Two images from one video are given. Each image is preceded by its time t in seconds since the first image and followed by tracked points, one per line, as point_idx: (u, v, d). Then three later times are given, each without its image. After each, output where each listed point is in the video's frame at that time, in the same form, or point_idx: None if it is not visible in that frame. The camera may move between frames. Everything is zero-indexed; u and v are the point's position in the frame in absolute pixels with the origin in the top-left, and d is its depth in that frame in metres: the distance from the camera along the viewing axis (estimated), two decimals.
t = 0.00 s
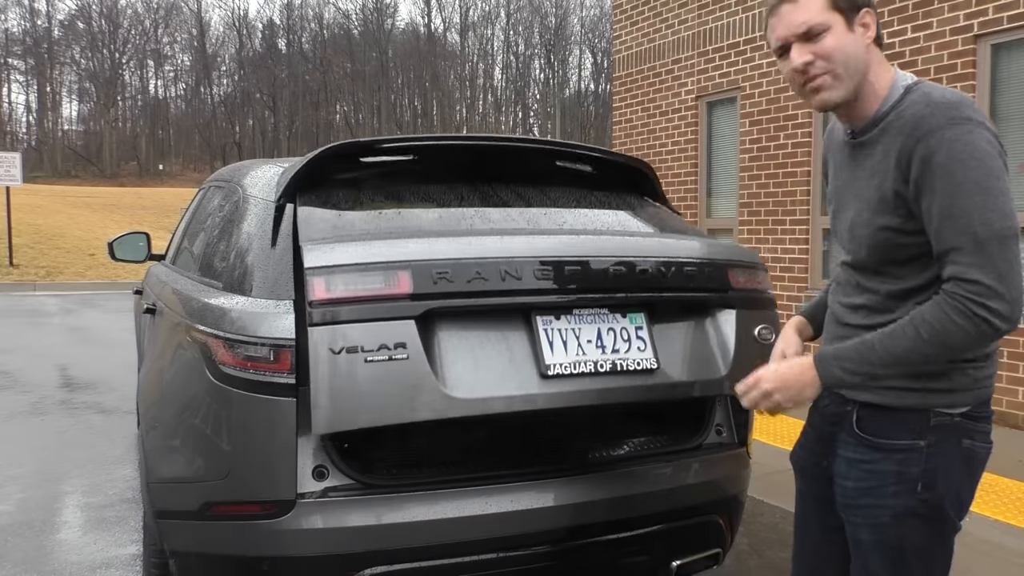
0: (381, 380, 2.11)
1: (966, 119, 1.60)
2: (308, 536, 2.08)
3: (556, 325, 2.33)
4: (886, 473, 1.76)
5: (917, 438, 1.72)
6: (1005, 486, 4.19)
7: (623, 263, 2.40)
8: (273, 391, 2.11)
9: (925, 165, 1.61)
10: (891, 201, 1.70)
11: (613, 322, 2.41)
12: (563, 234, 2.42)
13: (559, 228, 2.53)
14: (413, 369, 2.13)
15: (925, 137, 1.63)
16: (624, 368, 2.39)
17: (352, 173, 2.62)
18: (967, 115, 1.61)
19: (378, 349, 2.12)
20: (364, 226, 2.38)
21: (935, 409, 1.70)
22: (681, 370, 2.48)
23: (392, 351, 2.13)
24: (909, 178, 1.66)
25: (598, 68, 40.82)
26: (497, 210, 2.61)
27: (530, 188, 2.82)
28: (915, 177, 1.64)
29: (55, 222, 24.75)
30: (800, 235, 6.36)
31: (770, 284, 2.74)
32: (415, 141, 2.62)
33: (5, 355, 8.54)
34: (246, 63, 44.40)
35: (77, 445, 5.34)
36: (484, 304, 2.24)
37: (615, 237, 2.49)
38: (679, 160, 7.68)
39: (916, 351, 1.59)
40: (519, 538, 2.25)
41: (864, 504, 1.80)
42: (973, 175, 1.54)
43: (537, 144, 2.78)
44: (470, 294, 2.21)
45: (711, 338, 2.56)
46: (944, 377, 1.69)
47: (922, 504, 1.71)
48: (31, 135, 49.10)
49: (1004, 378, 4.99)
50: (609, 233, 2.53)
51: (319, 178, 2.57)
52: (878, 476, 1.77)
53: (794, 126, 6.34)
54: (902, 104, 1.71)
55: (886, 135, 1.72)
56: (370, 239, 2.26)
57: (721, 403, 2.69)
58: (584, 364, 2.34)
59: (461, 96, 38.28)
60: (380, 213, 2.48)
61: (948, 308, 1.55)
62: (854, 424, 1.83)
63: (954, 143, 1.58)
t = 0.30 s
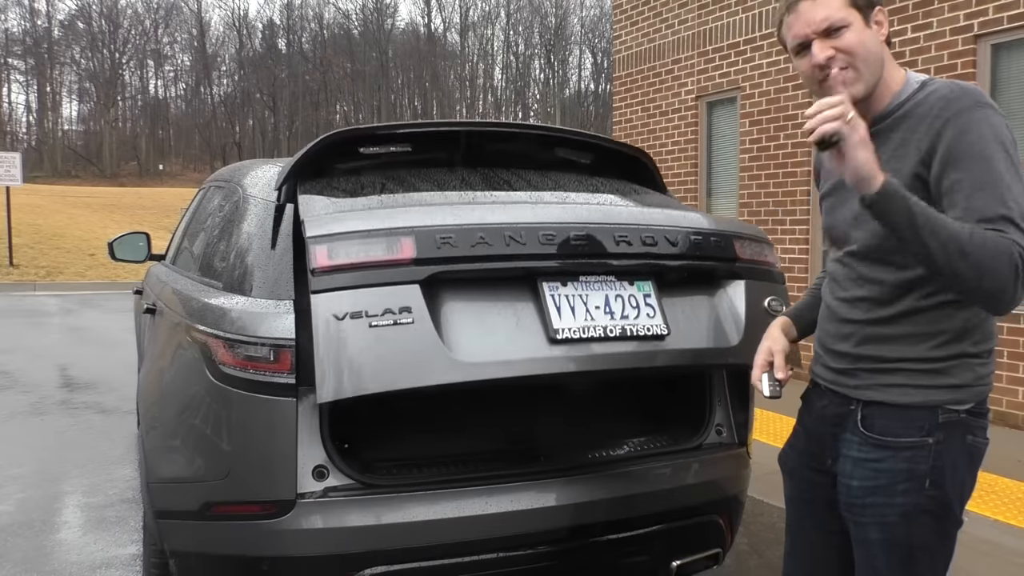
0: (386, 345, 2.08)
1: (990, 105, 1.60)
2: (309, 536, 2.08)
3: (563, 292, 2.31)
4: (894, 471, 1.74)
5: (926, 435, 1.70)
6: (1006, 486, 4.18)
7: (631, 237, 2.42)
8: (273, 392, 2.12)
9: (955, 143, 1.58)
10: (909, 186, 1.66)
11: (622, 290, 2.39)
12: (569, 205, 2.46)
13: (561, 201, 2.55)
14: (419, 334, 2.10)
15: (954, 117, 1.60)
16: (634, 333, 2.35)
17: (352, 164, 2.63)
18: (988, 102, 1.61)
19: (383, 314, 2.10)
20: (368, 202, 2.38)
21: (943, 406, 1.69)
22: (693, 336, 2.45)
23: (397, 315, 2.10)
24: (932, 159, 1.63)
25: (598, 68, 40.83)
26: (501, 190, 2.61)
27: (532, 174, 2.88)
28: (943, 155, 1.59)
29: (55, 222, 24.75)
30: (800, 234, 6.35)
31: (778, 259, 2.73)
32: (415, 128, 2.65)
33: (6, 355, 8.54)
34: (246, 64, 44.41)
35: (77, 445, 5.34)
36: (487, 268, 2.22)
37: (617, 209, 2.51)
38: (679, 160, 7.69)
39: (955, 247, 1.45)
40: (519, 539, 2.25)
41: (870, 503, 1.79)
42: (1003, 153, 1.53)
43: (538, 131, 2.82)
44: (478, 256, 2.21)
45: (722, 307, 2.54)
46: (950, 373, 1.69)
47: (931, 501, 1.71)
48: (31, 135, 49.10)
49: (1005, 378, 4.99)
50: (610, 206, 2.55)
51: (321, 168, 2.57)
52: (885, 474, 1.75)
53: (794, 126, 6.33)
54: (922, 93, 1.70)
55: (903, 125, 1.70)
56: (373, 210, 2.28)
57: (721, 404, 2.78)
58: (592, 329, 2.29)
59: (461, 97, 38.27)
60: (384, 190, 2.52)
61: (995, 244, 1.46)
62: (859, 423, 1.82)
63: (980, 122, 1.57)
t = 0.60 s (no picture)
0: (387, 307, 2.01)
1: (994, 105, 1.60)
2: (308, 536, 2.08)
3: (568, 256, 2.24)
4: (890, 469, 1.74)
5: (920, 432, 1.70)
6: (1005, 486, 4.18)
7: (636, 203, 2.36)
8: (273, 392, 2.12)
9: (962, 148, 1.58)
10: (911, 188, 1.67)
11: (627, 254, 2.33)
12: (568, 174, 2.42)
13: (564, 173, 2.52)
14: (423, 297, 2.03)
15: (960, 120, 1.60)
16: (642, 297, 2.27)
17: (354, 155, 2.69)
18: (992, 102, 1.61)
19: (386, 276, 2.04)
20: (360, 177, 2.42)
21: (938, 403, 1.69)
22: (703, 302, 2.37)
23: (400, 277, 2.05)
24: (939, 163, 1.62)
25: (598, 68, 40.83)
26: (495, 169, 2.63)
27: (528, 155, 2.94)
28: (952, 160, 1.59)
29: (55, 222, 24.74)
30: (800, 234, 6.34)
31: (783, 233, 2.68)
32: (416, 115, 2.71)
33: (6, 355, 8.54)
34: (246, 64, 44.39)
35: (77, 445, 5.34)
36: (489, 232, 2.15)
37: (621, 179, 2.48)
38: (679, 160, 7.69)
39: (971, 272, 1.49)
40: (519, 539, 2.24)
41: (867, 501, 1.79)
42: (1011, 154, 1.52)
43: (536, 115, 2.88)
44: (482, 217, 2.13)
45: (729, 274, 2.47)
46: (944, 371, 1.69)
47: (926, 498, 1.71)
48: (31, 135, 49.09)
49: (1005, 378, 4.99)
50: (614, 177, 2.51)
51: (323, 158, 2.63)
52: (882, 471, 1.75)
53: (794, 126, 6.33)
54: (925, 92, 1.70)
55: (904, 124, 1.70)
56: (373, 179, 2.25)
57: (720, 405, 2.81)
58: (600, 291, 2.22)
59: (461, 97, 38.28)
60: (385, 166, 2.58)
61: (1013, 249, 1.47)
62: (854, 423, 1.82)
63: (986, 125, 1.56)
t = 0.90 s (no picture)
0: (393, 264, 1.97)
1: (980, 114, 1.59)
2: (309, 536, 2.08)
3: (572, 216, 2.19)
4: (904, 467, 1.74)
5: (936, 430, 1.71)
6: (1005, 485, 4.19)
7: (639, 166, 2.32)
8: (273, 392, 2.13)
9: (950, 160, 1.58)
10: (904, 200, 1.67)
11: (632, 216, 2.28)
12: (567, 141, 2.39)
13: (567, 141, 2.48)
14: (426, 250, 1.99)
15: (946, 130, 1.60)
16: (649, 256, 2.21)
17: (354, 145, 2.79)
18: (980, 110, 1.61)
19: (390, 234, 2.00)
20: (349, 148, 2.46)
21: (953, 401, 1.70)
22: (710, 266, 2.30)
23: (405, 234, 2.00)
24: (928, 174, 1.63)
25: (598, 68, 40.84)
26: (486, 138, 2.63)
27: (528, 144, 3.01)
28: (939, 172, 1.60)
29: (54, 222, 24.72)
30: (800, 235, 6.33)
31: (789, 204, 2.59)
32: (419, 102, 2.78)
33: (6, 355, 8.54)
34: (246, 64, 44.38)
35: (78, 445, 5.34)
36: (492, 191, 2.10)
37: (623, 147, 2.44)
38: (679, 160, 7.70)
39: (952, 311, 1.55)
40: (518, 539, 2.24)
41: (881, 499, 1.79)
42: (999, 166, 1.53)
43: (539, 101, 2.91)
44: (484, 176, 2.09)
45: (734, 243, 2.39)
46: (960, 370, 1.71)
47: (940, 496, 1.71)
48: (31, 135, 49.08)
49: (1005, 378, 4.99)
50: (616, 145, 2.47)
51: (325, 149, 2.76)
52: (896, 470, 1.75)
53: (794, 126, 6.33)
54: (909, 101, 1.69)
55: (889, 135, 1.71)
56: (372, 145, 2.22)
57: (720, 404, 2.85)
58: (607, 250, 2.16)
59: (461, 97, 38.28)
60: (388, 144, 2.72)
61: (996, 280, 1.51)
62: (869, 422, 1.81)
63: (972, 137, 1.57)
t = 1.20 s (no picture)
0: (398, 218, 1.90)
1: (980, 126, 1.59)
2: (309, 536, 2.08)
3: (575, 176, 2.16)
4: (921, 468, 1.75)
5: (953, 432, 1.72)
6: (1005, 486, 4.18)
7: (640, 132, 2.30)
8: (273, 392, 2.14)
9: (953, 175, 1.58)
10: (909, 216, 1.67)
11: (634, 178, 2.25)
12: (566, 109, 2.38)
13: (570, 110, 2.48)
14: (428, 205, 1.93)
15: (947, 145, 1.60)
16: (654, 214, 2.17)
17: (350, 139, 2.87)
18: (980, 122, 1.60)
19: (392, 190, 1.94)
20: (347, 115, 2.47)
21: (970, 402, 1.71)
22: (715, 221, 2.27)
23: (407, 190, 1.94)
24: (932, 189, 1.63)
25: (598, 69, 40.84)
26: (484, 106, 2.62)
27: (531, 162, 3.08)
28: (942, 187, 1.60)
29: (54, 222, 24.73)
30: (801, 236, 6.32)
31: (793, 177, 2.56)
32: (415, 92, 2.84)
33: (6, 355, 8.55)
34: (246, 64, 44.38)
35: (78, 445, 5.34)
36: (494, 151, 2.06)
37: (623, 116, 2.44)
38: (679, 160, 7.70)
39: (966, 328, 1.56)
40: (517, 539, 2.24)
41: (898, 501, 1.79)
42: (1003, 180, 1.53)
43: (538, 93, 2.94)
44: (484, 137, 2.06)
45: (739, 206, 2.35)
46: (978, 371, 1.72)
47: (955, 496, 1.73)
48: (32, 135, 49.09)
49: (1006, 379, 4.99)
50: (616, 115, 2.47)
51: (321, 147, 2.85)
52: (913, 471, 1.76)
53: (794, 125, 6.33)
54: (906, 114, 1.69)
55: (887, 150, 1.70)
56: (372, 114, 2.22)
57: (719, 404, 2.85)
58: (611, 207, 2.12)
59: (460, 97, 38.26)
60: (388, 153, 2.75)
61: (1009, 294, 1.51)
62: (884, 423, 1.81)
63: (974, 152, 1.56)
